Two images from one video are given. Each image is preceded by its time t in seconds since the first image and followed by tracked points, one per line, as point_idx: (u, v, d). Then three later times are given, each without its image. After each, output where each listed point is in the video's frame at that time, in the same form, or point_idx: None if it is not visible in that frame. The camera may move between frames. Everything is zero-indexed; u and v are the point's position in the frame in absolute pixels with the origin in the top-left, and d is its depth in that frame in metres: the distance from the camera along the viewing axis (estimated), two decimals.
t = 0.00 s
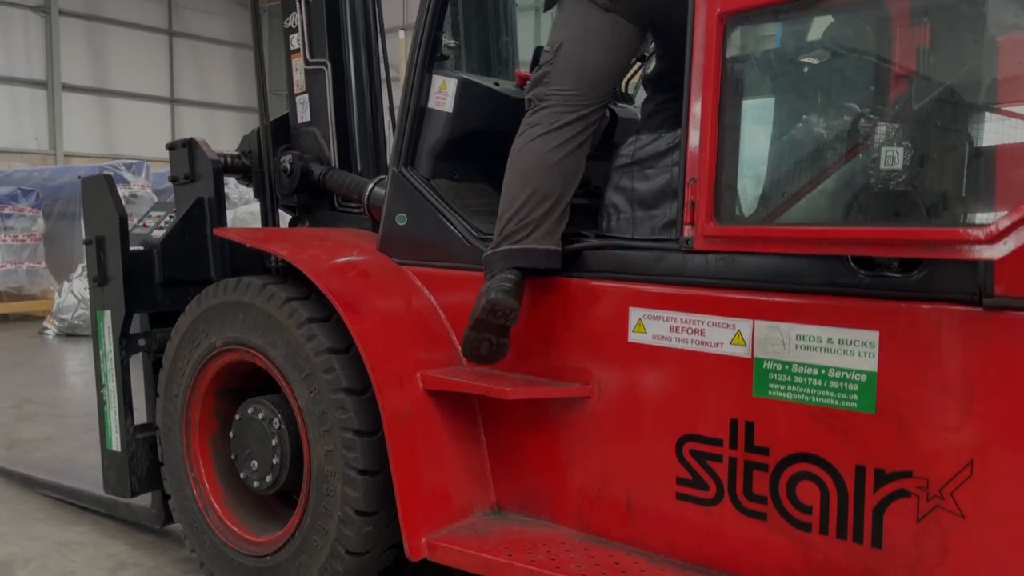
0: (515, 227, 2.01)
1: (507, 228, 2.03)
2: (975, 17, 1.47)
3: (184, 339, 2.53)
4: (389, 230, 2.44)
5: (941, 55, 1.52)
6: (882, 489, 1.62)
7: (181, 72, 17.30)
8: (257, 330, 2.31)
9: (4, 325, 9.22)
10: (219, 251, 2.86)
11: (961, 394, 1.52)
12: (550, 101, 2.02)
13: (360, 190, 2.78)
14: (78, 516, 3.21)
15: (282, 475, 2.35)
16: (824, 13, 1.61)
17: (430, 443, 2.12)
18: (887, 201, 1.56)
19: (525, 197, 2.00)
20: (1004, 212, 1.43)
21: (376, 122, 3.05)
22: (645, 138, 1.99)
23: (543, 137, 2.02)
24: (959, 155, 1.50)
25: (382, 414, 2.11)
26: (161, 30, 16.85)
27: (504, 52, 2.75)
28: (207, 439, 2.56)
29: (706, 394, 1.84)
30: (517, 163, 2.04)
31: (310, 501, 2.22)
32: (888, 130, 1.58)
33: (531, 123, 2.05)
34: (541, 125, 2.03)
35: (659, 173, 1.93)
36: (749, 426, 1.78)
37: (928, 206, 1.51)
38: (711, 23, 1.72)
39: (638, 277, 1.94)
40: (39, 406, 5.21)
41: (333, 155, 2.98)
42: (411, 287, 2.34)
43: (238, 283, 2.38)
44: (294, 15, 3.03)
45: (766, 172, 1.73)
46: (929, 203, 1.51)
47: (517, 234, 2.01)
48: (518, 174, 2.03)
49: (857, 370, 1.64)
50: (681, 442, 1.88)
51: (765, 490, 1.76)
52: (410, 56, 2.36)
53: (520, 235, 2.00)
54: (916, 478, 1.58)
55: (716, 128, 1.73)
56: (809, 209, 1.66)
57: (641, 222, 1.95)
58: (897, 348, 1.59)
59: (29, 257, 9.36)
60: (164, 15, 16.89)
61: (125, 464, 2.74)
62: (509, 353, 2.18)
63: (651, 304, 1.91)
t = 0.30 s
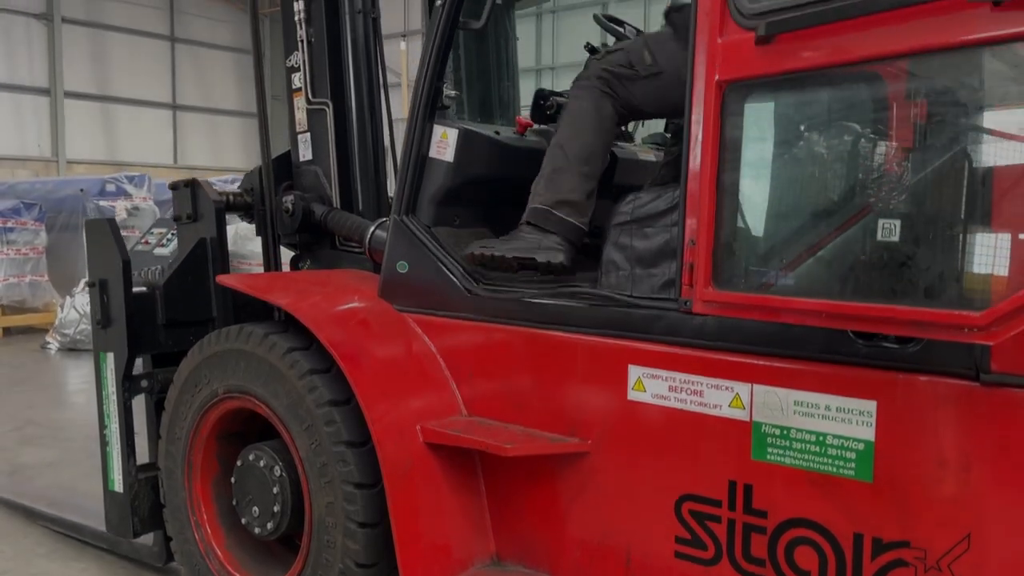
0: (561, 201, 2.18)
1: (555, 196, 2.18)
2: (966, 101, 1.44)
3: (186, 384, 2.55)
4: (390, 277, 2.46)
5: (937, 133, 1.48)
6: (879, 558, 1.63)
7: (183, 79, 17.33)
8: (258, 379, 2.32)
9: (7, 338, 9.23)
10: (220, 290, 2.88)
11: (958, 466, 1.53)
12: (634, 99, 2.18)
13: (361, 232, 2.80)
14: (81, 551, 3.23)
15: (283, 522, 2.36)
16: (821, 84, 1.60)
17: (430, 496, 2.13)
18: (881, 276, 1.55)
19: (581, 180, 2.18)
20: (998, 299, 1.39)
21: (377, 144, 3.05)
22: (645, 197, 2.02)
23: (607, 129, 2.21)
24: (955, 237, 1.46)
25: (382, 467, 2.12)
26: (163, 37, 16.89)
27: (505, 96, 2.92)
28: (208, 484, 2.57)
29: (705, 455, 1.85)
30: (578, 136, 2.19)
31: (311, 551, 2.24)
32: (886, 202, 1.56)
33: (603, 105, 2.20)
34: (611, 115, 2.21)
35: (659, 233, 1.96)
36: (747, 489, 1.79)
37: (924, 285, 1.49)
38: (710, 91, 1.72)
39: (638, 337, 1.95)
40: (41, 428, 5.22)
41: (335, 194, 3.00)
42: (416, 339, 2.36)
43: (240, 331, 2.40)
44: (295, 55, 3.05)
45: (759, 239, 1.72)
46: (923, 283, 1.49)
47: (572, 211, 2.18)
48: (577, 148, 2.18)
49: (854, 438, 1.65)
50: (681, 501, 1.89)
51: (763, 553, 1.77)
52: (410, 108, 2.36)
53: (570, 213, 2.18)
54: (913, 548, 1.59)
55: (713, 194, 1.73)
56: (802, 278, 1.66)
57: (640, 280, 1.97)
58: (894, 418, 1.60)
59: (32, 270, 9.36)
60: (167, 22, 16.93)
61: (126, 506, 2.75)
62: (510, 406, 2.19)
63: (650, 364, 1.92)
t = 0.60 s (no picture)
0: (584, 268, 2.37)
1: (578, 265, 2.37)
2: (963, 179, 1.44)
3: (189, 425, 2.56)
4: (390, 322, 2.48)
5: (934, 206, 1.48)
6: None
7: (186, 85, 17.35)
8: (260, 425, 2.35)
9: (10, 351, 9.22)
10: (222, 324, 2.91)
11: (955, 535, 1.53)
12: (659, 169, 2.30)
13: (363, 272, 2.81)
14: None
15: (284, 566, 2.37)
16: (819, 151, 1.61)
17: (431, 546, 2.14)
18: (877, 347, 1.55)
19: (602, 248, 2.36)
20: (992, 378, 1.38)
21: (376, 154, 3.06)
22: (645, 252, 2.07)
23: (627, 197, 2.37)
24: (950, 315, 1.46)
25: (383, 517, 2.14)
26: (165, 43, 16.91)
27: (506, 137, 3.10)
28: (210, 525, 2.59)
29: (704, 511, 1.86)
30: (600, 209, 2.35)
31: None
32: (887, 270, 1.56)
33: (625, 174, 2.34)
34: (632, 183, 2.36)
35: (658, 289, 2.00)
36: (746, 547, 1.80)
37: (920, 360, 1.49)
38: (709, 153, 1.74)
39: (637, 391, 1.96)
40: (43, 449, 5.22)
41: (337, 230, 3.01)
42: (417, 385, 2.37)
43: (242, 376, 2.42)
44: (298, 91, 3.07)
45: (757, 301, 1.72)
46: (919, 358, 1.49)
47: (593, 275, 2.38)
48: (601, 219, 2.35)
49: (852, 502, 1.66)
50: (680, 557, 1.90)
51: None
52: (412, 155, 2.38)
53: (591, 276, 2.38)
54: None
55: (712, 255, 1.74)
56: (801, 343, 1.66)
57: (639, 333, 1.99)
58: (891, 483, 1.61)
59: (35, 282, 9.34)
60: (169, 28, 16.95)
61: (129, 544, 2.77)
62: (510, 454, 2.20)
63: (649, 419, 1.93)
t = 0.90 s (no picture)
0: (582, 308, 2.37)
1: (576, 303, 2.37)
2: (958, 245, 1.45)
3: (192, 461, 2.58)
4: (391, 360, 2.49)
5: (928, 269, 1.50)
6: None
7: (188, 91, 17.34)
8: (263, 464, 2.37)
9: (13, 362, 9.24)
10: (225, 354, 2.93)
11: None
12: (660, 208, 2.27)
13: (365, 305, 2.83)
14: None
15: None
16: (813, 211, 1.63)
17: None
18: (875, 407, 1.57)
19: (601, 288, 2.36)
20: (988, 445, 1.40)
21: (376, 160, 3.07)
22: (643, 298, 2.08)
23: (628, 237, 2.34)
24: (945, 380, 1.48)
25: (383, 560, 2.16)
26: (168, 49, 16.92)
27: (508, 173, 3.19)
28: (213, 559, 2.60)
29: (702, 560, 1.87)
30: (599, 249, 2.34)
31: None
32: (884, 328, 1.58)
33: (625, 216, 2.31)
34: (634, 224, 2.33)
35: (657, 335, 2.01)
36: None
37: (916, 422, 1.51)
38: (707, 206, 1.74)
39: (636, 438, 1.97)
40: (47, 466, 5.24)
41: (339, 262, 3.03)
42: (418, 424, 2.38)
43: (245, 414, 2.44)
44: (300, 122, 3.09)
45: (755, 354, 1.74)
46: (916, 420, 1.52)
47: (592, 317, 2.38)
48: (599, 259, 2.34)
49: (849, 556, 1.66)
50: None
51: None
52: (413, 194, 2.39)
53: (589, 317, 2.37)
54: None
55: (711, 307, 1.75)
56: (798, 397, 1.68)
57: (639, 380, 2.02)
58: (889, 539, 1.61)
59: (39, 293, 9.33)
60: (172, 34, 16.95)
61: None
62: (510, 495, 2.21)
63: (649, 466, 1.94)
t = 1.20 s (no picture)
0: (580, 337, 2.39)
1: (574, 333, 2.40)
2: (952, 296, 1.46)
3: (195, 489, 2.61)
4: (391, 390, 2.51)
5: (922, 319, 1.51)
6: None
7: (192, 95, 17.39)
8: (265, 494, 2.39)
9: (17, 370, 9.26)
10: (228, 379, 2.96)
11: None
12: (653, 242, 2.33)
13: (366, 331, 2.85)
14: None
15: None
16: (808, 256, 1.64)
17: None
18: (870, 453, 1.59)
19: (598, 318, 2.39)
20: (984, 496, 1.42)
21: (377, 166, 3.10)
22: (643, 334, 2.12)
23: (623, 268, 2.39)
24: (939, 430, 1.50)
25: None
26: (172, 53, 16.98)
27: (510, 202, 3.19)
28: None
29: None
30: (595, 280, 2.38)
31: None
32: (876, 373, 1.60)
33: (620, 248, 2.36)
34: (629, 256, 2.38)
35: (655, 373, 2.05)
36: None
37: (911, 470, 1.53)
38: (704, 247, 1.75)
39: (635, 474, 1.98)
40: (50, 480, 5.25)
41: (341, 287, 3.07)
42: (418, 454, 2.40)
43: (247, 444, 2.47)
44: (303, 148, 3.13)
45: (752, 397, 1.76)
46: (911, 469, 1.53)
47: (590, 346, 2.41)
48: (597, 289, 2.37)
49: None
50: None
51: None
52: (414, 227, 2.42)
53: (588, 346, 2.41)
54: None
55: (709, 348, 1.77)
56: (795, 441, 1.70)
57: (637, 417, 2.04)
58: None
59: (43, 301, 9.33)
60: (176, 39, 17.01)
61: None
62: (510, 527, 2.23)
63: (647, 503, 1.95)
